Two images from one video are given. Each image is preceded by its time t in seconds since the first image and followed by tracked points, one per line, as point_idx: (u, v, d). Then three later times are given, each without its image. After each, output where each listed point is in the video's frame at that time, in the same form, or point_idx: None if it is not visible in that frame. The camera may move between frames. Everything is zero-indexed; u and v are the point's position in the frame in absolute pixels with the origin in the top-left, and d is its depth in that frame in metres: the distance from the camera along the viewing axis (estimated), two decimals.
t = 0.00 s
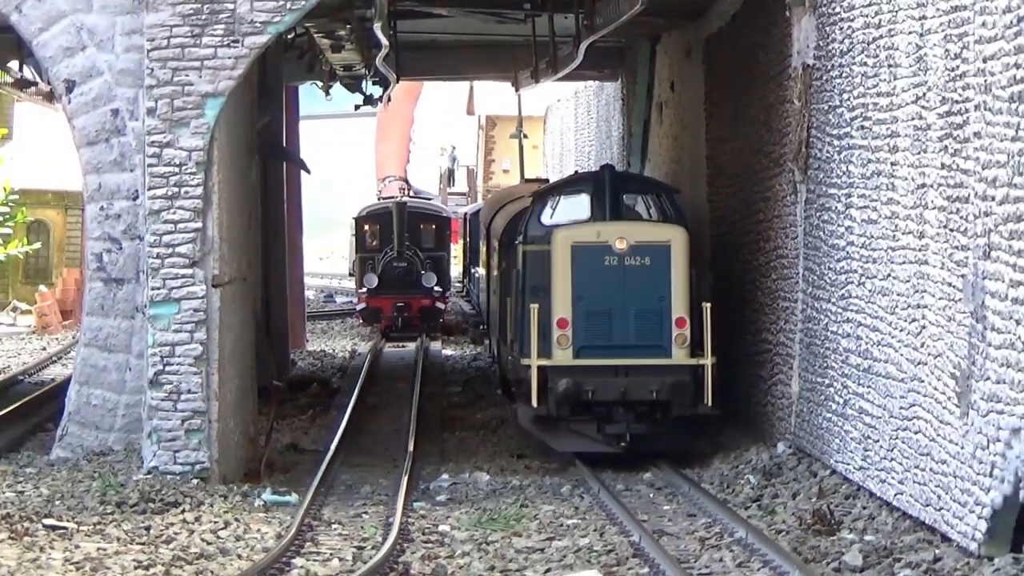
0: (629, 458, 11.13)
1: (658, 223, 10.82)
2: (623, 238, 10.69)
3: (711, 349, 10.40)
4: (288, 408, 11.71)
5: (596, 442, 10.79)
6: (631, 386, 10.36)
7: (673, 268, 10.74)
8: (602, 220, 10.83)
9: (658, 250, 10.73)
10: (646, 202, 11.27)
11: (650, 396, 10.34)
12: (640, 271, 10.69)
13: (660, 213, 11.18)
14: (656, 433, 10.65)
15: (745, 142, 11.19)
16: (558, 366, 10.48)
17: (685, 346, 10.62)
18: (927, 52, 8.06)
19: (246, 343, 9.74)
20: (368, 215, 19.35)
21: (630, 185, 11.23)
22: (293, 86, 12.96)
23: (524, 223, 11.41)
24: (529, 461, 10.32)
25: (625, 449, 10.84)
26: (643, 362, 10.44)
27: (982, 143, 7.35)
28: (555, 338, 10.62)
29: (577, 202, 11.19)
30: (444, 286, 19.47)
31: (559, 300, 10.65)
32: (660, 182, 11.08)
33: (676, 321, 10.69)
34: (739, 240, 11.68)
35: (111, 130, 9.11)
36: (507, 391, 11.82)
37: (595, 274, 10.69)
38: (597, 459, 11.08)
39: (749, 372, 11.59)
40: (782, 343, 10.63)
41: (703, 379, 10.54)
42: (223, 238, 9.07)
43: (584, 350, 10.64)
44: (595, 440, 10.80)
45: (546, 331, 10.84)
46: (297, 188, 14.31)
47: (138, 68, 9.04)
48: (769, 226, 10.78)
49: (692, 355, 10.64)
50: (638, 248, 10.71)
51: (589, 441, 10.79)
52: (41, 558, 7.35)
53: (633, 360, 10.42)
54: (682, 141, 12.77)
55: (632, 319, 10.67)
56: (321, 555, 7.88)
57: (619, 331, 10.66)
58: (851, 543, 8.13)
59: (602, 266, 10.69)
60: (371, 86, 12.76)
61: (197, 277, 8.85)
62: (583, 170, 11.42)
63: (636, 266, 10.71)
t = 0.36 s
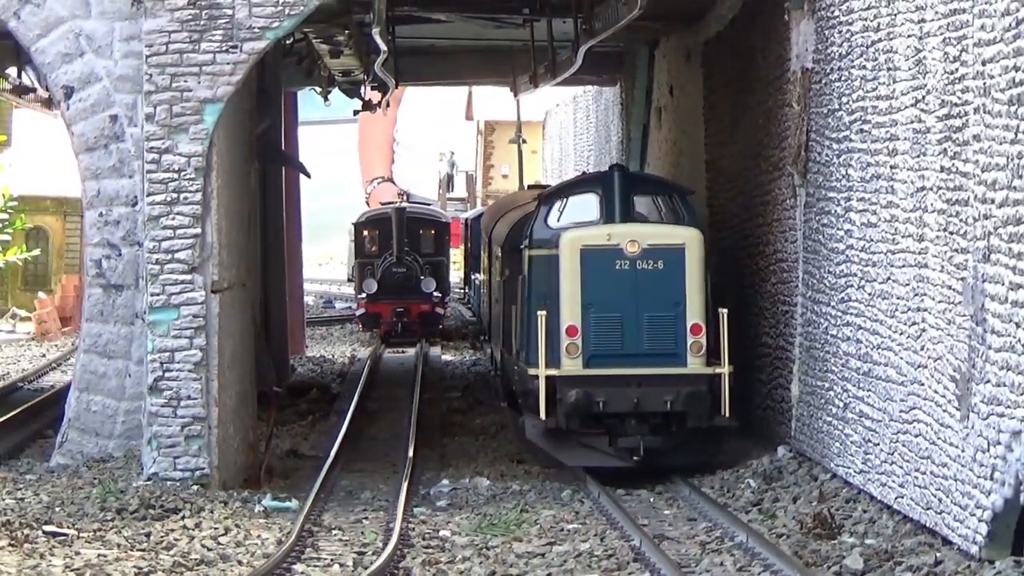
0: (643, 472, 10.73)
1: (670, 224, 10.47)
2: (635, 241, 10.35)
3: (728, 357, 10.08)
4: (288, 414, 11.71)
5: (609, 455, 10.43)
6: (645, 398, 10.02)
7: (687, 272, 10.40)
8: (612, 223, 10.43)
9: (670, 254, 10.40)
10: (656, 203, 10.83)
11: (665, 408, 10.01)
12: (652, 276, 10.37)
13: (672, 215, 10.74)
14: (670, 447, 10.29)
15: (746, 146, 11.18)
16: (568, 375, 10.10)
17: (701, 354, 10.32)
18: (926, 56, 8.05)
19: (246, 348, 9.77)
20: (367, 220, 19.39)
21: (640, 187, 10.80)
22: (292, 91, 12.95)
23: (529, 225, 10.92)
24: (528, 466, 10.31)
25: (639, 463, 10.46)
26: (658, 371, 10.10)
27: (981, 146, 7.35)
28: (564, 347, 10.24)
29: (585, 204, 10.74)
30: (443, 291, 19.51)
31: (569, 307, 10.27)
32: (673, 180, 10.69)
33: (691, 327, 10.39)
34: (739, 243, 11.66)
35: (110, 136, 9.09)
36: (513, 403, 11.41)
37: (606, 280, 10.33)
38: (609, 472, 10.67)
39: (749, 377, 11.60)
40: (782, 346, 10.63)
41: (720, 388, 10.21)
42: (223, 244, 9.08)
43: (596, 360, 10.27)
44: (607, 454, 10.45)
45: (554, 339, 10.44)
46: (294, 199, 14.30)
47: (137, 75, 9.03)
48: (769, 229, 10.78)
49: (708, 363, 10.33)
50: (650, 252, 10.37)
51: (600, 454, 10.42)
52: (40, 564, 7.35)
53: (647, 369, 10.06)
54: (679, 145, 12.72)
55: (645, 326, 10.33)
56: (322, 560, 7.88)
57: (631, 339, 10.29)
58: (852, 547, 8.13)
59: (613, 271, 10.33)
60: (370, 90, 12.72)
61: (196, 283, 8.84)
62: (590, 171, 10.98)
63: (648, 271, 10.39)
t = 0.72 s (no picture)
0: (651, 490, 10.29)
1: (681, 229, 10.09)
2: (645, 247, 9.96)
3: (742, 366, 9.73)
4: (290, 417, 11.83)
5: (618, 469, 9.84)
6: (656, 409, 9.67)
7: (700, 279, 10.01)
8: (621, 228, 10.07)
9: (681, 259, 10.02)
10: (664, 207, 10.49)
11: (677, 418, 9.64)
12: (664, 282, 9.99)
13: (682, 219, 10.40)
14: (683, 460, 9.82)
15: (743, 152, 11.26)
16: (576, 386, 9.75)
17: (714, 363, 9.95)
18: (920, 64, 8.17)
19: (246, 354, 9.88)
20: (367, 225, 19.64)
21: (648, 189, 10.45)
22: (294, 99, 13.06)
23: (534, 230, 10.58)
24: (526, 469, 10.41)
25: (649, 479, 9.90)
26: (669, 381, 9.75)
27: (974, 154, 7.47)
28: (572, 357, 9.86)
29: (591, 208, 10.42)
30: (443, 296, 19.67)
31: (576, 315, 9.89)
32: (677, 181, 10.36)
33: (704, 335, 10.00)
34: (737, 249, 11.74)
35: (113, 144, 9.21)
36: (516, 414, 11.01)
37: (615, 287, 9.94)
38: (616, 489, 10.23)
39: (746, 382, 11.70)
40: (777, 350, 10.77)
41: (734, 399, 9.86)
42: (224, 249, 9.19)
43: (604, 369, 9.89)
44: (616, 468, 9.82)
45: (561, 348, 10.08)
46: (295, 205, 14.42)
47: (141, 83, 9.18)
48: (765, 235, 10.88)
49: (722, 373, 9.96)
50: (661, 257, 10.00)
51: (610, 468, 9.81)
52: (44, 566, 7.49)
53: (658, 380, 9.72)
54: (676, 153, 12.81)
55: (655, 334, 9.96)
56: (322, 561, 8.02)
57: (641, 348, 9.94)
58: (845, 549, 8.25)
59: (622, 277, 9.94)
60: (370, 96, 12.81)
61: (199, 287, 8.96)
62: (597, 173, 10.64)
63: (659, 277, 10.01)
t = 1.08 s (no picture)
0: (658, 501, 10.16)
1: (690, 232, 10.03)
2: (653, 250, 9.89)
3: (751, 372, 9.66)
4: (298, 414, 12.22)
5: (624, 476, 9.75)
6: (664, 416, 9.60)
7: (708, 283, 9.96)
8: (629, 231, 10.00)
9: (690, 262, 9.95)
10: (672, 210, 10.42)
11: (685, 424, 9.59)
12: (672, 286, 9.92)
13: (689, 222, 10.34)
14: (691, 467, 9.71)
15: (735, 162, 11.64)
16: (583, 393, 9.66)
17: (723, 369, 9.88)
18: (904, 76, 8.54)
19: (256, 354, 10.26)
20: (372, 230, 20.05)
21: (655, 191, 10.37)
22: (303, 109, 13.44)
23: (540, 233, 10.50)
24: (525, 464, 10.77)
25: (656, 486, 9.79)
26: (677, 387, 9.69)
27: (956, 163, 7.85)
28: (578, 362, 9.80)
29: (598, 210, 10.36)
30: (445, 299, 20.05)
31: (583, 319, 9.84)
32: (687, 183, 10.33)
33: (713, 341, 9.94)
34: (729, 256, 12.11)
35: (129, 150, 9.63)
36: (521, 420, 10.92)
37: (622, 291, 9.87)
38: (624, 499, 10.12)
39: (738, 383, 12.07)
40: (766, 352, 11.17)
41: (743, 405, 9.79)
42: (236, 252, 9.56)
43: (612, 375, 9.83)
44: (623, 475, 9.73)
45: (568, 353, 10.01)
46: (305, 211, 14.78)
47: (156, 91, 9.65)
48: (756, 241, 11.25)
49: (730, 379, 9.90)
50: (669, 261, 9.93)
51: (618, 475, 9.71)
52: (63, 555, 7.91)
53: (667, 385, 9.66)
54: (670, 163, 13.20)
55: (663, 339, 9.91)
56: (328, 551, 8.42)
57: (650, 353, 9.86)
58: (830, 541, 8.62)
59: (630, 281, 9.87)
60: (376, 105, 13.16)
61: (211, 288, 9.35)
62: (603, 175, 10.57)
63: (667, 281, 9.94)
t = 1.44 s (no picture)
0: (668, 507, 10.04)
1: (697, 236, 9.92)
2: (660, 254, 9.78)
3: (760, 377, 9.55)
4: (306, 410, 12.69)
5: (632, 483, 9.64)
6: (671, 421, 9.46)
7: (715, 287, 9.84)
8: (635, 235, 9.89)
9: (697, 267, 9.84)
10: (678, 213, 10.28)
11: (693, 429, 9.45)
12: (679, 290, 9.82)
13: (694, 226, 10.23)
14: (700, 474, 9.57)
15: (725, 169, 12.11)
16: (589, 398, 9.55)
17: (730, 374, 9.78)
18: (885, 89, 8.99)
19: (266, 353, 10.74)
20: (377, 233, 20.55)
21: (661, 195, 10.24)
22: (312, 119, 13.90)
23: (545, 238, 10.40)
24: (524, 457, 11.22)
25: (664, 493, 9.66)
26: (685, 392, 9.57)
27: (934, 171, 8.31)
28: (584, 368, 9.67)
29: (604, 214, 10.24)
30: (448, 300, 20.51)
31: (589, 324, 9.70)
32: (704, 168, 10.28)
33: (720, 345, 9.83)
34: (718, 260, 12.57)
35: (146, 159, 10.14)
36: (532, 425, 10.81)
37: (628, 295, 9.76)
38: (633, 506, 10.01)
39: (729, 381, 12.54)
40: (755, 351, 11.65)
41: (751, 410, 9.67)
42: (247, 255, 10.03)
43: (619, 380, 9.72)
44: (630, 482, 9.59)
45: (574, 359, 9.90)
46: (315, 216, 15.23)
47: (171, 102, 10.11)
48: (745, 246, 11.71)
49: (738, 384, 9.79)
50: (676, 265, 9.82)
51: (625, 482, 9.58)
52: (85, 544, 8.42)
53: (674, 390, 9.54)
54: (660, 171, 13.67)
55: (671, 344, 9.80)
56: (336, 541, 8.90)
57: (656, 358, 9.77)
58: (814, 531, 9.08)
59: (636, 285, 9.77)
60: (382, 113, 13.59)
61: (225, 290, 9.81)
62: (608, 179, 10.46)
63: (674, 285, 9.84)
